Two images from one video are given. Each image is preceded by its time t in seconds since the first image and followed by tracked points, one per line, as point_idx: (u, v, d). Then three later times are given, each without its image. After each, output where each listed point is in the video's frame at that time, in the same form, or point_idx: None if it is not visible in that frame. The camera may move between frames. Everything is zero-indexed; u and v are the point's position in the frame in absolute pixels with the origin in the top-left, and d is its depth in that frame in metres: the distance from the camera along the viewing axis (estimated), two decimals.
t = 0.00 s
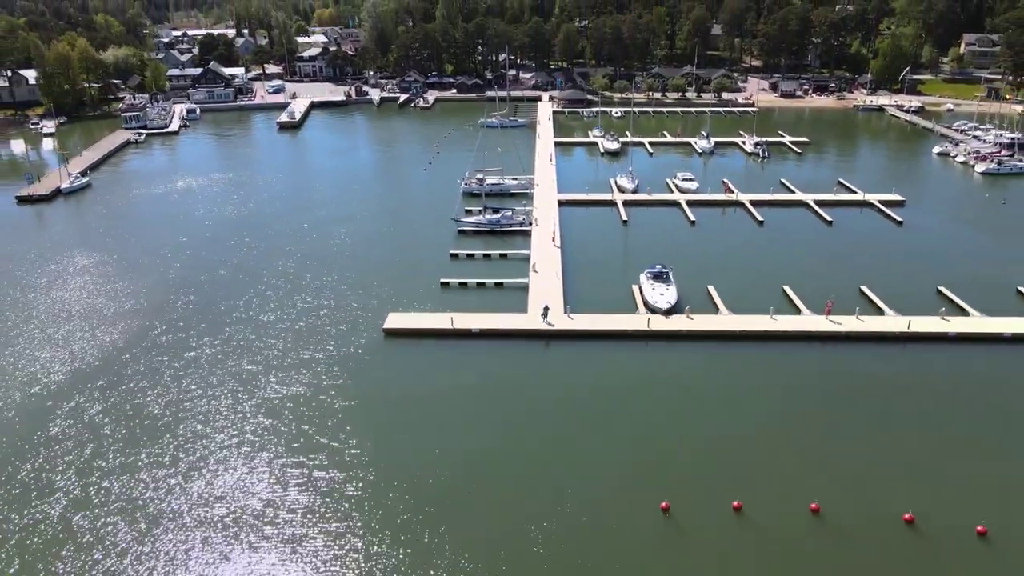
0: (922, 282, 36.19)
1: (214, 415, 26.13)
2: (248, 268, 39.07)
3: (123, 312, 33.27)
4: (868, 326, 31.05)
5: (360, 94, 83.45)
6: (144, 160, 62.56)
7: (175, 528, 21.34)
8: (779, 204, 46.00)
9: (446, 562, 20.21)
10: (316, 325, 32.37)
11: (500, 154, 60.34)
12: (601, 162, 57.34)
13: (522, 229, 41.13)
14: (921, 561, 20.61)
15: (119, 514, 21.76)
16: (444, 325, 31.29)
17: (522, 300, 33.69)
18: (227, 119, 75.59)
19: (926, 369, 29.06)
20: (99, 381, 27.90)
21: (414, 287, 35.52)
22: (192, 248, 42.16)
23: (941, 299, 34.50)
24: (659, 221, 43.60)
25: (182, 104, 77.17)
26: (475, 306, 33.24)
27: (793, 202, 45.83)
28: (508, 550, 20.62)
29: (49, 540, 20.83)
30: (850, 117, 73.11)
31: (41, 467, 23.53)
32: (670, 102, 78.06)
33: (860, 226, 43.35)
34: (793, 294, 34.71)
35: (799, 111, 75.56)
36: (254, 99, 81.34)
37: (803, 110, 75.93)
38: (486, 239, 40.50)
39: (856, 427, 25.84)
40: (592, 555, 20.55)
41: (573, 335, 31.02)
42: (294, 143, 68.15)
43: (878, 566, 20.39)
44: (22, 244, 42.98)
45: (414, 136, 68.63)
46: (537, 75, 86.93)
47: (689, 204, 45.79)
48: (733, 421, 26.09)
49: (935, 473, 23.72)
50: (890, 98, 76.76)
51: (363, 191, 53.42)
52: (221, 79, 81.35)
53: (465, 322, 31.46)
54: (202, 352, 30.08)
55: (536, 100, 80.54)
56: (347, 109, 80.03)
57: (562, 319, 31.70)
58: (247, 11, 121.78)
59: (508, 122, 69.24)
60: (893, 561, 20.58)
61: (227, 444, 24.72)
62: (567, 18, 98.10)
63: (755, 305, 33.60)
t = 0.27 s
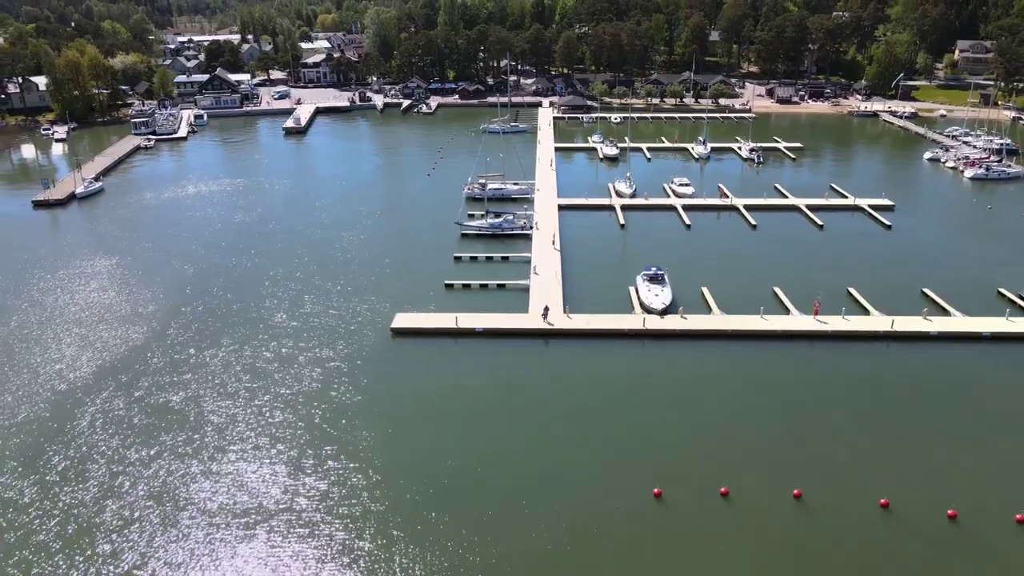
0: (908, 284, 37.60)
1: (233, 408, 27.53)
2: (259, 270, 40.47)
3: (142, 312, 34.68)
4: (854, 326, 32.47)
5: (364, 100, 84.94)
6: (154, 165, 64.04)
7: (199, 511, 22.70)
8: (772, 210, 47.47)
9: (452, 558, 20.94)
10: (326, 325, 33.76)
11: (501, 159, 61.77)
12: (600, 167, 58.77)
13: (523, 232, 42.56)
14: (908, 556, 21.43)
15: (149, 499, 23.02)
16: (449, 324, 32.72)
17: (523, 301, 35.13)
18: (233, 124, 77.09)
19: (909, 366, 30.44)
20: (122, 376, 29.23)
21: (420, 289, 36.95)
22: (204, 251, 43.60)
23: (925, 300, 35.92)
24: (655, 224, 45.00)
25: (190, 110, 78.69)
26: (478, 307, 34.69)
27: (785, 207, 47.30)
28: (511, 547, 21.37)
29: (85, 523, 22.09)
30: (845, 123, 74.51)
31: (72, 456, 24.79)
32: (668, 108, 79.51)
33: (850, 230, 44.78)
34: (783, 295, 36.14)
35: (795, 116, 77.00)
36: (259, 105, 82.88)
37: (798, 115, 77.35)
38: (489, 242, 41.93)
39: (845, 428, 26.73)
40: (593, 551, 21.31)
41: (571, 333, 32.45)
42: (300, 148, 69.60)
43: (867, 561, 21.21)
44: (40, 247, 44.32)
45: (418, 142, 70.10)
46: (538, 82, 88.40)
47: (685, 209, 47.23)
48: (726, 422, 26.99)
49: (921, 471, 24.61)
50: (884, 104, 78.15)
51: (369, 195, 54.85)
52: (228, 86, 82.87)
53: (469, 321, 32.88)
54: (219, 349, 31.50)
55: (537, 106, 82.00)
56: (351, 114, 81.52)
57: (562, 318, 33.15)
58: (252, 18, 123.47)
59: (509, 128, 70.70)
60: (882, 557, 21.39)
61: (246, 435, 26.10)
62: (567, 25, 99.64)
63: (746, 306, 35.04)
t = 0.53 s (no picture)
0: (897, 286, 38.80)
1: (246, 404, 28.68)
2: (267, 272, 41.64)
3: (156, 313, 35.83)
4: (843, 326, 33.68)
5: (367, 104, 86.17)
6: (161, 169, 65.23)
7: (217, 501, 23.84)
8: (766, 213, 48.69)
9: (457, 561, 21.64)
10: (333, 325, 34.93)
11: (502, 163, 62.96)
12: (599, 171, 59.96)
13: (524, 235, 43.74)
14: (900, 557, 22.17)
15: (167, 491, 24.12)
16: (453, 324, 33.92)
17: (524, 302, 36.32)
18: (238, 129, 78.32)
19: (896, 364, 31.63)
20: (139, 374, 30.35)
21: (424, 290, 38.13)
22: (214, 254, 44.77)
23: (912, 301, 37.14)
24: (652, 227, 46.18)
25: (196, 114, 79.91)
26: (480, 307, 35.88)
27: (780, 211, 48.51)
28: (516, 551, 22.00)
29: (109, 513, 23.19)
30: (840, 127, 75.70)
31: (94, 449, 25.89)
32: (666, 113, 80.70)
33: (842, 234, 45.99)
34: (775, 296, 37.35)
35: (791, 121, 78.20)
36: (264, 109, 84.11)
37: (794, 120, 78.55)
38: (490, 244, 43.11)
39: (835, 430, 27.56)
40: (594, 553, 22.02)
41: (571, 333, 33.64)
42: (305, 152, 70.81)
43: (855, 556, 22.15)
44: (53, 251, 45.42)
45: (420, 146, 71.29)
46: (538, 86, 89.63)
47: (681, 212, 48.43)
48: (720, 422, 27.98)
49: (912, 474, 25.43)
50: (879, 108, 79.37)
51: (373, 199, 56.02)
52: (232, 91, 84.09)
53: (471, 321, 34.07)
54: (231, 348, 32.64)
55: (537, 110, 83.22)
56: (354, 119, 82.75)
57: (561, 318, 34.35)
58: (255, 22, 124.71)
59: (510, 132, 71.90)
60: (874, 559, 22.10)
61: (259, 429, 27.25)
62: (567, 30, 100.81)
63: (739, 306, 36.26)
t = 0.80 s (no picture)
0: (886, 287, 40.02)
1: (259, 399, 29.84)
2: (275, 274, 42.80)
3: (169, 313, 37.01)
4: (833, 325, 34.90)
5: (370, 109, 87.38)
6: (168, 173, 66.43)
7: (234, 492, 25.00)
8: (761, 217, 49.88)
9: (462, 555, 22.60)
10: (340, 325, 36.10)
11: (504, 167, 64.14)
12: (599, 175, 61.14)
13: (525, 238, 44.93)
14: (891, 561, 22.88)
15: (187, 482, 25.29)
16: (456, 323, 35.13)
17: (524, 303, 37.52)
18: (243, 133, 79.56)
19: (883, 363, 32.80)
20: (155, 371, 31.53)
21: (427, 291, 39.31)
22: (223, 256, 45.96)
23: (901, 302, 38.35)
24: (650, 230, 47.36)
25: (201, 119, 81.14)
26: (482, 308, 37.08)
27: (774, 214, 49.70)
28: (518, 551, 22.74)
29: (132, 502, 24.35)
30: (836, 131, 76.89)
31: (115, 442, 27.06)
32: (665, 117, 81.88)
33: (835, 237, 47.18)
34: (768, 297, 38.58)
35: (788, 125, 79.40)
36: (268, 114, 85.33)
37: (791, 124, 79.74)
38: (492, 247, 44.29)
39: (828, 436, 28.34)
40: (593, 547, 23.01)
41: (571, 333, 34.84)
42: (309, 156, 72.00)
43: (841, 547, 23.33)
44: (66, 253, 46.60)
45: (423, 150, 72.49)
46: (539, 91, 90.82)
47: (678, 215, 49.62)
48: (714, 419, 29.16)
49: (902, 479, 26.19)
50: (874, 113, 80.56)
51: (377, 202, 57.18)
52: (237, 95, 85.31)
53: (474, 321, 35.27)
54: (242, 347, 33.82)
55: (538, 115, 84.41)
56: (357, 123, 83.96)
57: (561, 318, 35.59)
58: (258, 26, 125.91)
59: (511, 137, 73.07)
60: (857, 555, 23.03)
61: (272, 423, 28.42)
62: (567, 35, 102.04)
63: (733, 307, 37.48)
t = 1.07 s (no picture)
0: (874, 289, 41.42)
1: (272, 395, 31.22)
2: (284, 276, 44.17)
3: (184, 313, 38.41)
4: (821, 325, 36.31)
5: (373, 114, 88.80)
6: (176, 177, 67.84)
7: (251, 481, 26.38)
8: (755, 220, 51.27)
9: (467, 541, 23.87)
10: (348, 325, 37.47)
11: (505, 172, 65.53)
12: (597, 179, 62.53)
13: (525, 241, 46.33)
14: (888, 562, 23.42)
15: (206, 472, 26.64)
16: (460, 323, 36.54)
17: (525, 303, 38.90)
18: (249, 138, 80.96)
19: (870, 362, 34.10)
20: (172, 369, 32.89)
21: (431, 292, 40.69)
22: (232, 259, 47.35)
23: (888, 303, 39.75)
24: (647, 234, 48.75)
25: (208, 124, 82.59)
26: (485, 308, 38.47)
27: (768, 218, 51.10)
28: (522, 554, 23.33)
29: (156, 490, 25.73)
30: (831, 136, 78.27)
31: (137, 434, 28.42)
32: (663, 122, 83.27)
33: (826, 240, 48.58)
34: (760, 298, 40.00)
35: (784, 130, 80.79)
36: (273, 119, 86.77)
37: (787, 129, 81.13)
38: (494, 250, 45.67)
39: (825, 441, 28.92)
40: (591, 532, 24.31)
41: (570, 332, 36.21)
42: (314, 161, 73.39)
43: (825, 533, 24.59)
44: (81, 255, 48.00)
45: (425, 154, 73.88)
46: (539, 96, 92.23)
47: (674, 219, 51.02)
48: (707, 414, 30.47)
49: (898, 484, 26.75)
50: (869, 118, 81.97)
51: (381, 206, 58.58)
52: (243, 101, 86.79)
53: (477, 320, 36.67)
54: (255, 346, 35.22)
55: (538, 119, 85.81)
56: (360, 128, 85.40)
57: (560, 317, 37.00)
58: (262, 31, 127.39)
59: (511, 141, 74.47)
60: (842, 541, 24.26)
61: (285, 418, 29.79)
62: (567, 41, 103.46)
63: (726, 308, 38.89)
